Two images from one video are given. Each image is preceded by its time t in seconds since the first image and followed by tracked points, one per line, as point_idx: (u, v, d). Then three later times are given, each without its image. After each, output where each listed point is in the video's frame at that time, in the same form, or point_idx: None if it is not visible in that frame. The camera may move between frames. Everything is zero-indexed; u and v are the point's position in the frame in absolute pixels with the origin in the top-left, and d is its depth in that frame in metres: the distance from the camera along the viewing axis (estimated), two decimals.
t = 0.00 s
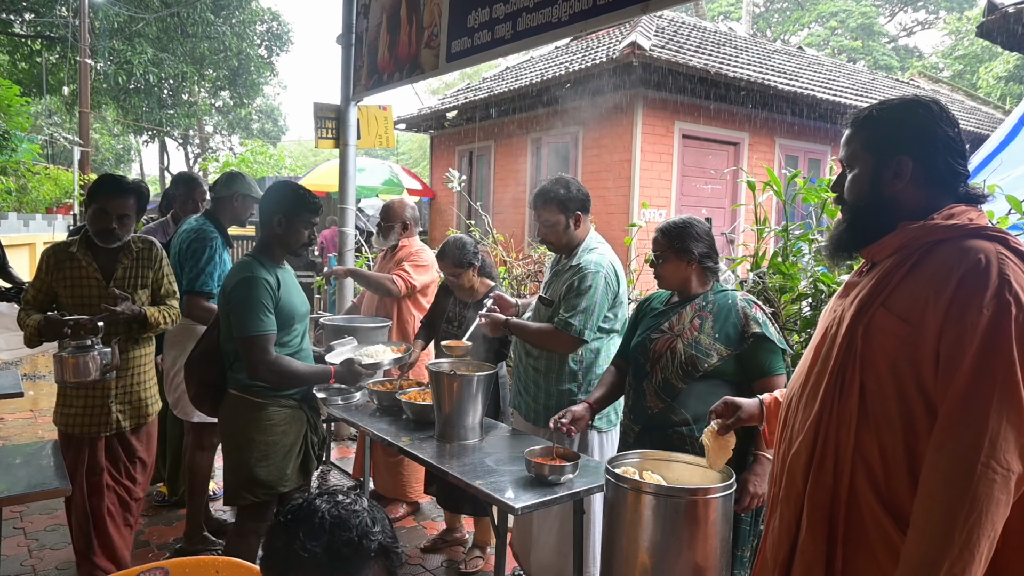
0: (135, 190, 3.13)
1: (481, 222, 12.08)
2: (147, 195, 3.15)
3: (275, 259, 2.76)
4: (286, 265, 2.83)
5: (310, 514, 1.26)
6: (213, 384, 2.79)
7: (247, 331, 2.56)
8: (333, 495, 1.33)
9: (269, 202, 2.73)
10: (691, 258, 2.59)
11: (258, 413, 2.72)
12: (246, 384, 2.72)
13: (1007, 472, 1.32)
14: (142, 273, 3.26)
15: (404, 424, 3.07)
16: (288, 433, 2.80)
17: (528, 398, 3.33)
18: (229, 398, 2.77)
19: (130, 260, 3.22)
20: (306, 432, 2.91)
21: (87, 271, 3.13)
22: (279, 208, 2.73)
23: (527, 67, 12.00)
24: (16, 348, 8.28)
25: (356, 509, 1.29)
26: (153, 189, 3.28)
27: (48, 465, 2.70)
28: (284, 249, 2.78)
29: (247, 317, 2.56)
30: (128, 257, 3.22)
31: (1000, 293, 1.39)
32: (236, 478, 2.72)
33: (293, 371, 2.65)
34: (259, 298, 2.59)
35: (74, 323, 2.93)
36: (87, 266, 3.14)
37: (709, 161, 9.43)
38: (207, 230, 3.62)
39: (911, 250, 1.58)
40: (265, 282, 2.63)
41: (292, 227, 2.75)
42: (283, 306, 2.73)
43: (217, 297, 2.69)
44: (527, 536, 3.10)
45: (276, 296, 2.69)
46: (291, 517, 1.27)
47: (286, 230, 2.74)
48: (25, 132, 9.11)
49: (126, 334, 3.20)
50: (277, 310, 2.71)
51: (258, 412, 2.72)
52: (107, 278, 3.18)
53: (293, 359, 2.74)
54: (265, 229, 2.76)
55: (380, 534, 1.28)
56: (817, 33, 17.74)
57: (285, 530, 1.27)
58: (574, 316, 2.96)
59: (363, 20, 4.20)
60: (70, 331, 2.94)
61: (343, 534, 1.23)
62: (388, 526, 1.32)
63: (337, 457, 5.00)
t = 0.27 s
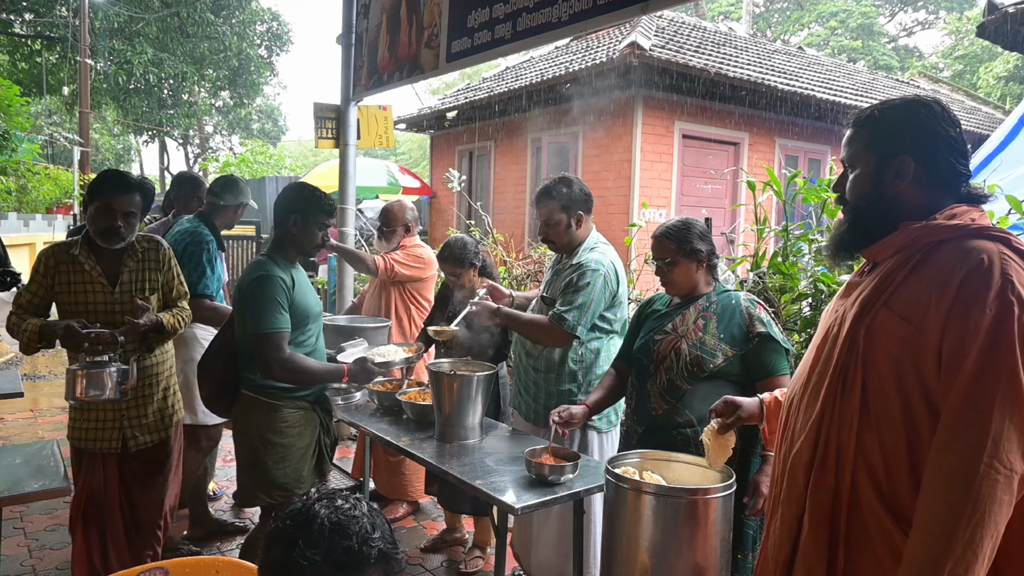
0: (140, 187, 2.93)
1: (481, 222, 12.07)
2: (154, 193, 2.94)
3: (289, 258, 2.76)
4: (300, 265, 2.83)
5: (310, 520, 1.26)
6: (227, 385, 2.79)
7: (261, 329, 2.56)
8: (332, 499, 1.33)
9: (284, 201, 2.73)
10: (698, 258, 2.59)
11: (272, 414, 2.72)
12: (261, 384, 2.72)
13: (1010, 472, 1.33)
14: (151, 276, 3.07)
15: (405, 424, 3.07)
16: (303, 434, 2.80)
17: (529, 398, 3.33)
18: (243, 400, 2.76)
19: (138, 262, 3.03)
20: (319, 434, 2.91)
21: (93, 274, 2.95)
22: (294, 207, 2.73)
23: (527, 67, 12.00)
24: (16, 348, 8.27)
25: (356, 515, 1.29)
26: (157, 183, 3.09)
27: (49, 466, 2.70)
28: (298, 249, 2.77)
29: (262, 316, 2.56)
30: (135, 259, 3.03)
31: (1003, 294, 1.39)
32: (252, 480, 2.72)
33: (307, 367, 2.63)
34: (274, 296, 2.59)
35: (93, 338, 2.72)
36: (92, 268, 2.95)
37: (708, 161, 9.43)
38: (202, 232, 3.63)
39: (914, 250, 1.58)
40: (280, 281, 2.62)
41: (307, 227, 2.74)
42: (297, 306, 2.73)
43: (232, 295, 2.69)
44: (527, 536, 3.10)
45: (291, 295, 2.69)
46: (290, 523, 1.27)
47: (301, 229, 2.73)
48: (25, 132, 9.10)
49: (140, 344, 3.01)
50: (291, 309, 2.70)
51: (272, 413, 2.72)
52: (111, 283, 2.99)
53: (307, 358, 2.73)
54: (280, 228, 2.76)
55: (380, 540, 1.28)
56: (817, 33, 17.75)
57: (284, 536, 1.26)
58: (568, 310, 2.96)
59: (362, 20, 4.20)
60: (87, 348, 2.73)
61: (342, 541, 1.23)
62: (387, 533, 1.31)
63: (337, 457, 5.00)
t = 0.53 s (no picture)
0: (163, 184, 2.75)
1: (481, 222, 12.07)
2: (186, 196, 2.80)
3: (293, 258, 2.76)
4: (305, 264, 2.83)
5: (320, 523, 1.27)
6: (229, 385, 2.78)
7: (268, 329, 2.55)
8: (339, 503, 1.33)
9: (287, 202, 2.73)
10: (697, 259, 2.59)
11: (279, 415, 2.72)
12: (268, 386, 2.72)
13: (1011, 472, 1.33)
14: (168, 280, 2.88)
15: (405, 424, 3.07)
16: (310, 434, 2.81)
17: (529, 399, 3.33)
18: (249, 401, 2.75)
19: (157, 264, 2.85)
20: (325, 434, 2.91)
21: (109, 274, 2.74)
22: (293, 208, 2.73)
23: (527, 67, 12.01)
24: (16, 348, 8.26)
25: (364, 522, 1.30)
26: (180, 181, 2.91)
27: (49, 466, 2.70)
28: (301, 250, 2.76)
29: (269, 316, 2.56)
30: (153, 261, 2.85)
31: (1004, 293, 1.39)
32: (261, 482, 2.72)
33: (317, 367, 2.63)
34: (280, 297, 2.58)
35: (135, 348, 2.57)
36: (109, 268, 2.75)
37: (708, 161, 9.42)
38: (188, 234, 3.62)
39: (914, 249, 1.59)
40: (286, 281, 2.62)
41: (310, 228, 2.74)
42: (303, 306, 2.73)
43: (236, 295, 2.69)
44: (528, 537, 3.09)
45: (297, 296, 2.69)
46: (299, 525, 1.27)
47: (304, 230, 2.73)
48: (25, 132, 9.10)
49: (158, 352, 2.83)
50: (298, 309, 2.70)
51: (279, 414, 2.72)
52: (126, 285, 2.79)
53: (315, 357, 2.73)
54: (283, 229, 2.75)
55: (386, 549, 1.29)
56: (817, 33, 17.75)
57: (292, 537, 1.26)
58: (557, 305, 2.97)
59: (362, 20, 4.20)
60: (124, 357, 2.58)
61: (351, 551, 1.24)
62: (392, 540, 1.34)
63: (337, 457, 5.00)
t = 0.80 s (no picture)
0: (212, 191, 2.52)
1: (481, 222, 12.06)
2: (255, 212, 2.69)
3: (291, 258, 2.76)
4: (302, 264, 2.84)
5: (333, 515, 1.27)
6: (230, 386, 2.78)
7: (271, 330, 2.56)
8: (352, 498, 1.33)
9: (285, 201, 2.72)
10: (697, 260, 2.59)
11: (280, 415, 2.71)
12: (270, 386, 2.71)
13: (1010, 472, 1.33)
14: (206, 293, 2.66)
15: (405, 424, 3.07)
16: (310, 433, 2.81)
17: (529, 400, 3.32)
18: (249, 402, 2.75)
19: (198, 277, 2.63)
20: (324, 435, 2.90)
21: (156, 286, 2.47)
22: (286, 206, 2.73)
23: (527, 67, 12.01)
24: (16, 348, 8.26)
25: (376, 518, 1.30)
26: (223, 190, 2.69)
27: (48, 466, 2.69)
28: (300, 250, 2.76)
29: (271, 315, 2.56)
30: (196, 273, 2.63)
31: (1004, 293, 1.39)
32: (260, 482, 2.71)
33: (322, 367, 2.63)
34: (281, 296, 2.58)
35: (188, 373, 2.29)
36: (157, 280, 2.47)
37: (708, 161, 9.42)
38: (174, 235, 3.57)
39: (915, 249, 1.58)
40: (287, 281, 2.62)
41: (309, 228, 2.74)
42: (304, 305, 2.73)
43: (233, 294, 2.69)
44: (528, 537, 3.10)
45: (298, 296, 2.69)
46: (312, 516, 1.28)
47: (303, 230, 2.73)
48: (25, 132, 9.10)
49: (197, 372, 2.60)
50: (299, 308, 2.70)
51: (280, 414, 2.71)
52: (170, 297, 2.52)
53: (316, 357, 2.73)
54: (281, 229, 2.74)
55: (398, 547, 1.29)
56: (817, 33, 17.74)
57: (305, 527, 1.27)
58: (546, 304, 2.97)
59: (363, 20, 4.20)
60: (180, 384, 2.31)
61: (363, 545, 1.24)
62: (403, 537, 1.33)
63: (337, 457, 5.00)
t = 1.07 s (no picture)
0: (241, 185, 2.38)
1: (481, 222, 12.07)
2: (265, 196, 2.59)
3: (289, 258, 2.76)
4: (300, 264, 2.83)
5: (340, 507, 1.27)
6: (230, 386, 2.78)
7: (274, 332, 2.57)
8: (357, 489, 1.33)
9: (282, 201, 2.72)
10: (697, 260, 2.59)
11: (281, 415, 2.72)
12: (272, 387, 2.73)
13: (1010, 472, 1.33)
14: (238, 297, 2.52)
15: (405, 425, 3.07)
16: (311, 434, 2.81)
17: (529, 400, 3.32)
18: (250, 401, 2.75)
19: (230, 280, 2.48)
20: (325, 435, 2.90)
21: (193, 293, 2.31)
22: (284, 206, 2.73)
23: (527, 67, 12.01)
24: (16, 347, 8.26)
25: (381, 510, 1.30)
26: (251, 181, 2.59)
27: (48, 466, 2.69)
28: (297, 250, 2.76)
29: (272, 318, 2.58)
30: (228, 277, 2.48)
31: (1004, 293, 1.39)
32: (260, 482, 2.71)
33: (323, 369, 2.64)
34: (282, 299, 2.59)
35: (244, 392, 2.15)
36: (193, 287, 2.31)
37: (708, 161, 9.42)
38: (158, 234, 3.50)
39: (914, 249, 1.58)
40: (287, 283, 2.63)
41: (307, 227, 2.74)
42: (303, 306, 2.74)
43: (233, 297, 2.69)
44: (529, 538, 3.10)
45: (298, 296, 2.69)
46: (320, 507, 1.27)
47: (302, 230, 2.73)
48: (25, 132, 9.10)
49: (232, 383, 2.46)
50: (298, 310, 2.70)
51: (281, 415, 2.72)
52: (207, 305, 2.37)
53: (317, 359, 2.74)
54: (280, 229, 2.74)
55: (402, 537, 1.30)
56: (817, 33, 17.72)
57: (312, 518, 1.27)
58: (541, 303, 2.97)
59: (363, 20, 4.20)
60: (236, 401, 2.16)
61: (370, 535, 1.24)
62: (407, 528, 1.34)
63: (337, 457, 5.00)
